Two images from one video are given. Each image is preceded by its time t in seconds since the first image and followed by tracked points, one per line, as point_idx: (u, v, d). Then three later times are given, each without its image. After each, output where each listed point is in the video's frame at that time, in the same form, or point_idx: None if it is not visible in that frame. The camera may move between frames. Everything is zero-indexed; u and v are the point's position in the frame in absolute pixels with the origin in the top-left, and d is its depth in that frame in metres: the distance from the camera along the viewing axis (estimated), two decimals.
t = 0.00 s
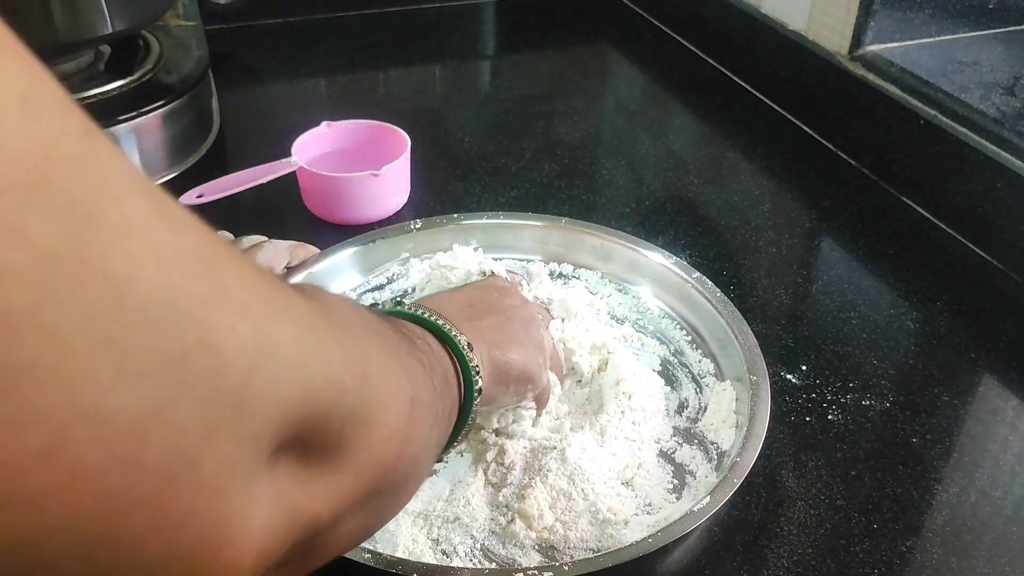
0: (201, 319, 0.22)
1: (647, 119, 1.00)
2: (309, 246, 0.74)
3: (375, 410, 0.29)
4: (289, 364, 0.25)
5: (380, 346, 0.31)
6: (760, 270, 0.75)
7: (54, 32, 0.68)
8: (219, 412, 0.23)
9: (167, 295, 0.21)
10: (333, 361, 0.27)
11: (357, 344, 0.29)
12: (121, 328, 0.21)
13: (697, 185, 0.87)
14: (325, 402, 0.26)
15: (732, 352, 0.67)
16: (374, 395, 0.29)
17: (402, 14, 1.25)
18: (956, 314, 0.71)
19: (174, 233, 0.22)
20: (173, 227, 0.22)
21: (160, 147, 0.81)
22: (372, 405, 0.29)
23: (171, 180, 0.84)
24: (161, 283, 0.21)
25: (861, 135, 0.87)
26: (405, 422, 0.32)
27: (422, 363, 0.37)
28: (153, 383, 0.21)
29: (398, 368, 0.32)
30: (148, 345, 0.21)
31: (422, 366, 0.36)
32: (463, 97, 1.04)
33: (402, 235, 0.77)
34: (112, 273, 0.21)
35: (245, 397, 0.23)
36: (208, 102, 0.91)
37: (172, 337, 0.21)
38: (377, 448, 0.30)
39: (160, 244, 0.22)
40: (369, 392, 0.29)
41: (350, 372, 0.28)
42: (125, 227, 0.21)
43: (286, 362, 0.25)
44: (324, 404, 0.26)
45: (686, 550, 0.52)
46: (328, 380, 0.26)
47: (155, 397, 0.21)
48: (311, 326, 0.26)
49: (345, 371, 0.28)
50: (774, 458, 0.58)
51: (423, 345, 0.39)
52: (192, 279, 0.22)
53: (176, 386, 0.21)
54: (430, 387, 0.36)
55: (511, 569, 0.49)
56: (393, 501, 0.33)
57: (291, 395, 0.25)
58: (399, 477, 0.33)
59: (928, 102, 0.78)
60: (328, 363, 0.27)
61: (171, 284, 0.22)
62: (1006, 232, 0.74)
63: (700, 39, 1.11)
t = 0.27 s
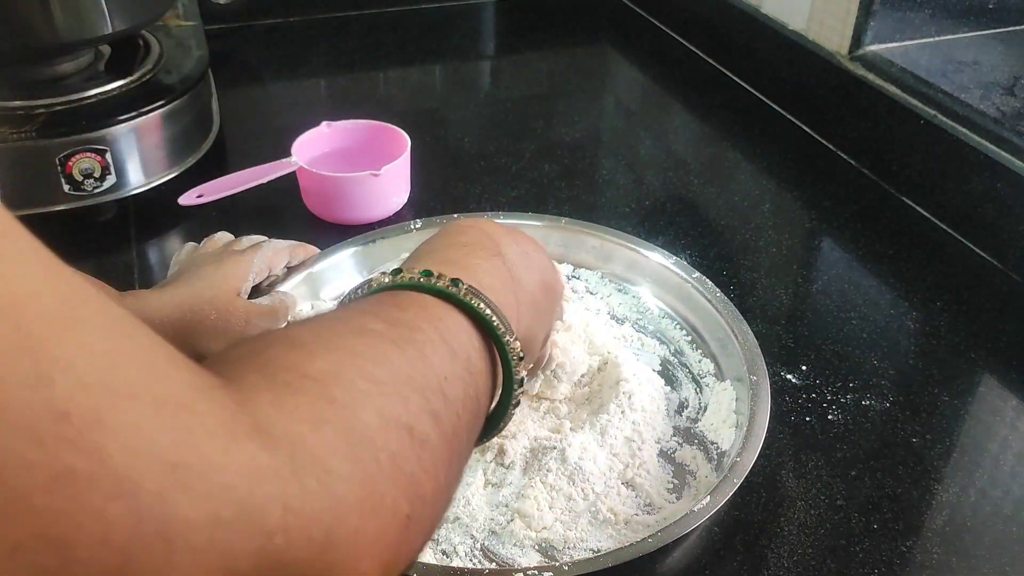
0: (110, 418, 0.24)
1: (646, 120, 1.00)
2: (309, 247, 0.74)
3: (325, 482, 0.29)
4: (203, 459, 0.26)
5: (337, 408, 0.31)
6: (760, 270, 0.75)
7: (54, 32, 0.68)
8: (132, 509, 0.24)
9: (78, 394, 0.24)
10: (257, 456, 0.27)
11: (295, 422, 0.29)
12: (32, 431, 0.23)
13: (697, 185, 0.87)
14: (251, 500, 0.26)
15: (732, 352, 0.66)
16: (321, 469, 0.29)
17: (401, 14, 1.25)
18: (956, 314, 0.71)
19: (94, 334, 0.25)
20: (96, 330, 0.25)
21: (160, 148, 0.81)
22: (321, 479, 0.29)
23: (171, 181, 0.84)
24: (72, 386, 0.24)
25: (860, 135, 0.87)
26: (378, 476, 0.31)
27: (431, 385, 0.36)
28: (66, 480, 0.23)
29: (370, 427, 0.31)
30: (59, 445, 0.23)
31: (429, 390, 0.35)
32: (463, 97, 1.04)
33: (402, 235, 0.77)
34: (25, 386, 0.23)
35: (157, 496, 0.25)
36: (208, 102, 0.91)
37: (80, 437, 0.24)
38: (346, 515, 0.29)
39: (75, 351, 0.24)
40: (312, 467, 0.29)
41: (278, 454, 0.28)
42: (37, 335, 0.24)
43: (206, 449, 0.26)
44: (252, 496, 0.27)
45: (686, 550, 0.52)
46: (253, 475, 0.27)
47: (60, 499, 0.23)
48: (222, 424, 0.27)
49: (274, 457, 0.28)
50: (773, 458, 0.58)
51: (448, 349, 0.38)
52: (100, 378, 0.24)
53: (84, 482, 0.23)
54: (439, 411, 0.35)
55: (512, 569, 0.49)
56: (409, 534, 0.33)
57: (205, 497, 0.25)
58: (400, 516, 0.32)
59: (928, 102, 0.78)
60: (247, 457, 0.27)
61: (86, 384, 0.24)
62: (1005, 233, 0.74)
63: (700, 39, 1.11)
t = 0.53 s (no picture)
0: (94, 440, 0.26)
1: (647, 119, 1.00)
2: (310, 247, 0.73)
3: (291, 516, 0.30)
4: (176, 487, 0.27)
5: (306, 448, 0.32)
6: (760, 270, 0.75)
7: (54, 32, 0.68)
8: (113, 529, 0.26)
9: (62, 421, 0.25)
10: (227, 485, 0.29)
11: (269, 457, 0.30)
12: (19, 459, 0.24)
13: (697, 185, 0.87)
14: (220, 526, 0.28)
15: (732, 352, 0.66)
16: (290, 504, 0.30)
17: (401, 14, 1.25)
18: (956, 314, 0.71)
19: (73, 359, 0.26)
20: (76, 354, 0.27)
21: (160, 148, 0.81)
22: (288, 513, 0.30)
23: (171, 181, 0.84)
24: (68, 418, 0.25)
25: (860, 135, 0.87)
26: (346, 519, 0.32)
27: (397, 439, 0.35)
28: (66, 506, 0.25)
29: (337, 470, 0.32)
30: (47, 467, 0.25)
31: (394, 444, 0.34)
32: (463, 97, 1.04)
33: (402, 234, 0.77)
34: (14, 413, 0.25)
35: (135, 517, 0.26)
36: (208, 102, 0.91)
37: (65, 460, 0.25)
38: (307, 553, 0.30)
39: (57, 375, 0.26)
40: (281, 500, 0.30)
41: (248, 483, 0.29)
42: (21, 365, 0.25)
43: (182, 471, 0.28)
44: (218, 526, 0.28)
45: (686, 550, 0.52)
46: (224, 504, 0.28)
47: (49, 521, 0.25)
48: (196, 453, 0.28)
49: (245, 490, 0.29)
50: (774, 458, 0.58)
51: (419, 411, 0.37)
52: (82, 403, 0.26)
53: (69, 505, 0.25)
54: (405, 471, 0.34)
55: (512, 569, 0.49)
56: None
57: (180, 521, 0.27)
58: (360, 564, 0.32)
59: (928, 102, 0.79)
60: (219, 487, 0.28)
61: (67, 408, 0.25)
62: (1005, 233, 0.74)
63: (700, 39, 1.11)
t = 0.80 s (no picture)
0: (102, 432, 0.25)
1: (647, 119, 1.00)
2: (309, 247, 0.74)
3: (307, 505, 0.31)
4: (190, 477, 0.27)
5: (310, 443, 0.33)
6: (760, 270, 0.75)
7: (54, 32, 0.68)
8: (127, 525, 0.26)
9: (62, 417, 0.24)
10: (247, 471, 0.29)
11: (274, 435, 0.31)
12: (51, 451, 0.24)
13: (697, 185, 0.87)
14: (247, 500, 0.28)
15: (732, 352, 0.66)
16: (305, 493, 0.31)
17: (401, 14, 1.25)
18: (956, 314, 0.71)
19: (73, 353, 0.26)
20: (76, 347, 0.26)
21: (160, 148, 0.81)
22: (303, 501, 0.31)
23: (171, 181, 0.84)
24: (95, 404, 0.25)
25: (860, 135, 0.87)
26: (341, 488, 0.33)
27: (367, 424, 0.36)
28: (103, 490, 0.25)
29: (326, 444, 0.33)
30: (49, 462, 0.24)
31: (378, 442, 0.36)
32: (463, 97, 1.04)
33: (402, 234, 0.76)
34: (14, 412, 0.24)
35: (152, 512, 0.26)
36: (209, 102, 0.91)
37: (66, 460, 0.24)
38: (320, 534, 0.31)
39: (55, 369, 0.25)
40: (296, 489, 0.31)
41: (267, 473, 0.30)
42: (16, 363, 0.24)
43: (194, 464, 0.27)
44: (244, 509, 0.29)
45: (686, 550, 0.52)
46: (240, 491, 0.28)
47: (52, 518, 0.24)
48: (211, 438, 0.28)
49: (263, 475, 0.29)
50: (774, 458, 0.58)
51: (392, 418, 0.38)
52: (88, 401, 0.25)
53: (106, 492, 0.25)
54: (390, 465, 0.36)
55: (512, 569, 0.49)
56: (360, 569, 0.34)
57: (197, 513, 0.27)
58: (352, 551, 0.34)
59: (928, 102, 0.79)
60: (239, 475, 0.28)
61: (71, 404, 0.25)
62: (1005, 233, 0.74)
63: (700, 39, 1.12)
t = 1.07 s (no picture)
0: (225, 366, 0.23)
1: (647, 119, 1.00)
2: (309, 247, 0.74)
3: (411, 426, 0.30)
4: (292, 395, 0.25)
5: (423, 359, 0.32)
6: (760, 270, 0.75)
7: (53, 31, 0.68)
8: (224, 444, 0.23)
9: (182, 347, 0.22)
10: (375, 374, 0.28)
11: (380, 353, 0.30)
12: (181, 384, 0.22)
13: (697, 185, 0.87)
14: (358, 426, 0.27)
15: (732, 352, 0.67)
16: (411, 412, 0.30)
17: (401, 14, 1.25)
18: (956, 314, 0.71)
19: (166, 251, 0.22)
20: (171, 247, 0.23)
21: (160, 148, 0.81)
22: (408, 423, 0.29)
23: (171, 181, 0.84)
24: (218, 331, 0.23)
25: (860, 135, 0.87)
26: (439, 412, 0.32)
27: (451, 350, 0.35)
28: (235, 424, 0.23)
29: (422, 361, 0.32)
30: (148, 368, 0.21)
31: (482, 375, 0.36)
32: (463, 97, 1.04)
33: (402, 234, 0.77)
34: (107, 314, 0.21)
35: (258, 429, 0.24)
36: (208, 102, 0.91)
37: (185, 387, 0.22)
38: (421, 453, 0.30)
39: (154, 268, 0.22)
40: (405, 410, 0.29)
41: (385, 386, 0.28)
42: (123, 280, 0.21)
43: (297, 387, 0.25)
44: (364, 416, 0.27)
45: (685, 550, 0.52)
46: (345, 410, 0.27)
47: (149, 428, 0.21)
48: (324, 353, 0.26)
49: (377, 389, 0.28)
50: (774, 458, 0.58)
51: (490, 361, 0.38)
52: (193, 308, 0.22)
53: (239, 427, 0.23)
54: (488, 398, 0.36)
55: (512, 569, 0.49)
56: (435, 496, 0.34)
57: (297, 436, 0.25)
58: (443, 473, 0.33)
59: (928, 102, 0.78)
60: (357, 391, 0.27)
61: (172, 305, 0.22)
62: (1005, 233, 0.74)
63: (700, 39, 1.11)
